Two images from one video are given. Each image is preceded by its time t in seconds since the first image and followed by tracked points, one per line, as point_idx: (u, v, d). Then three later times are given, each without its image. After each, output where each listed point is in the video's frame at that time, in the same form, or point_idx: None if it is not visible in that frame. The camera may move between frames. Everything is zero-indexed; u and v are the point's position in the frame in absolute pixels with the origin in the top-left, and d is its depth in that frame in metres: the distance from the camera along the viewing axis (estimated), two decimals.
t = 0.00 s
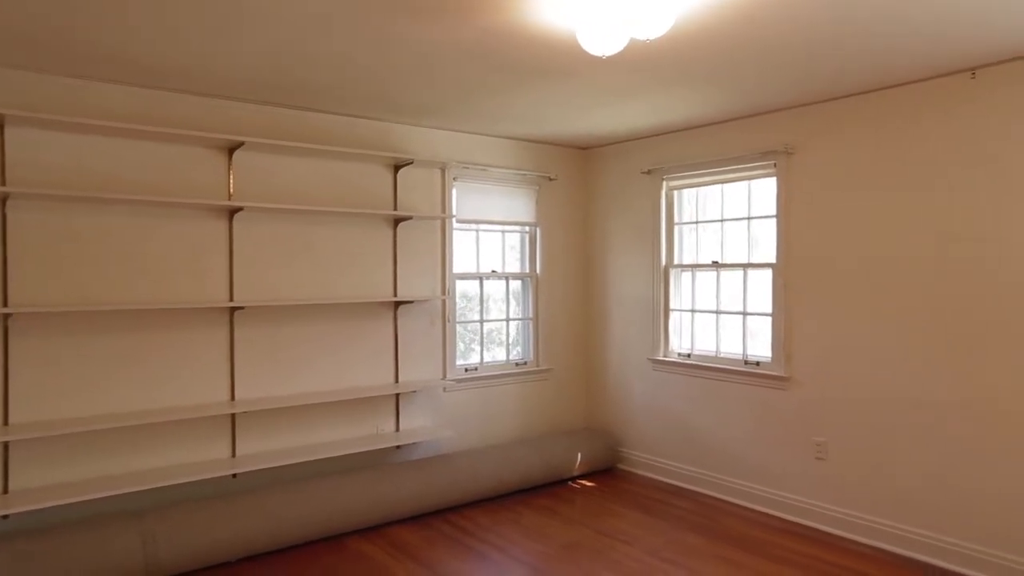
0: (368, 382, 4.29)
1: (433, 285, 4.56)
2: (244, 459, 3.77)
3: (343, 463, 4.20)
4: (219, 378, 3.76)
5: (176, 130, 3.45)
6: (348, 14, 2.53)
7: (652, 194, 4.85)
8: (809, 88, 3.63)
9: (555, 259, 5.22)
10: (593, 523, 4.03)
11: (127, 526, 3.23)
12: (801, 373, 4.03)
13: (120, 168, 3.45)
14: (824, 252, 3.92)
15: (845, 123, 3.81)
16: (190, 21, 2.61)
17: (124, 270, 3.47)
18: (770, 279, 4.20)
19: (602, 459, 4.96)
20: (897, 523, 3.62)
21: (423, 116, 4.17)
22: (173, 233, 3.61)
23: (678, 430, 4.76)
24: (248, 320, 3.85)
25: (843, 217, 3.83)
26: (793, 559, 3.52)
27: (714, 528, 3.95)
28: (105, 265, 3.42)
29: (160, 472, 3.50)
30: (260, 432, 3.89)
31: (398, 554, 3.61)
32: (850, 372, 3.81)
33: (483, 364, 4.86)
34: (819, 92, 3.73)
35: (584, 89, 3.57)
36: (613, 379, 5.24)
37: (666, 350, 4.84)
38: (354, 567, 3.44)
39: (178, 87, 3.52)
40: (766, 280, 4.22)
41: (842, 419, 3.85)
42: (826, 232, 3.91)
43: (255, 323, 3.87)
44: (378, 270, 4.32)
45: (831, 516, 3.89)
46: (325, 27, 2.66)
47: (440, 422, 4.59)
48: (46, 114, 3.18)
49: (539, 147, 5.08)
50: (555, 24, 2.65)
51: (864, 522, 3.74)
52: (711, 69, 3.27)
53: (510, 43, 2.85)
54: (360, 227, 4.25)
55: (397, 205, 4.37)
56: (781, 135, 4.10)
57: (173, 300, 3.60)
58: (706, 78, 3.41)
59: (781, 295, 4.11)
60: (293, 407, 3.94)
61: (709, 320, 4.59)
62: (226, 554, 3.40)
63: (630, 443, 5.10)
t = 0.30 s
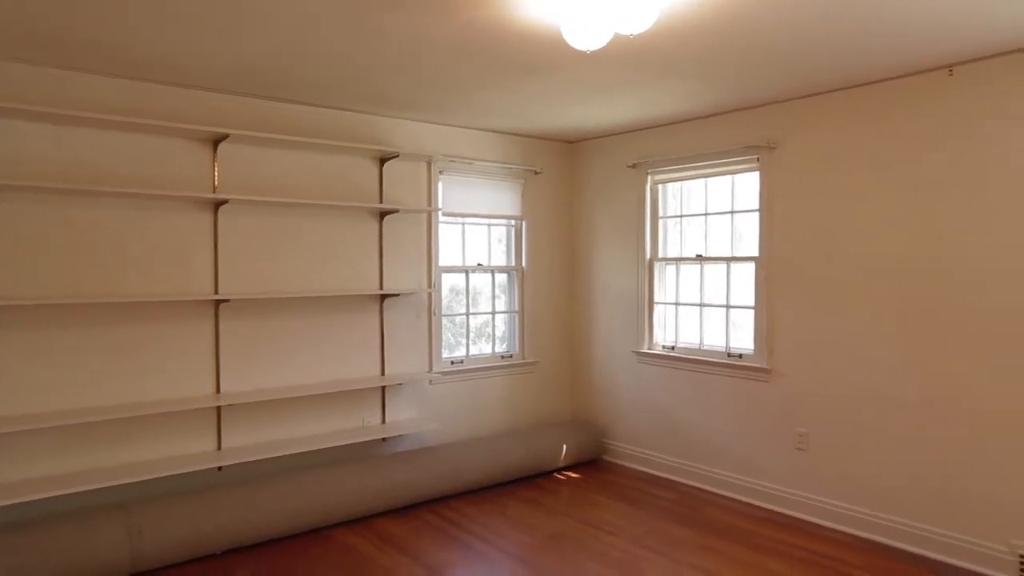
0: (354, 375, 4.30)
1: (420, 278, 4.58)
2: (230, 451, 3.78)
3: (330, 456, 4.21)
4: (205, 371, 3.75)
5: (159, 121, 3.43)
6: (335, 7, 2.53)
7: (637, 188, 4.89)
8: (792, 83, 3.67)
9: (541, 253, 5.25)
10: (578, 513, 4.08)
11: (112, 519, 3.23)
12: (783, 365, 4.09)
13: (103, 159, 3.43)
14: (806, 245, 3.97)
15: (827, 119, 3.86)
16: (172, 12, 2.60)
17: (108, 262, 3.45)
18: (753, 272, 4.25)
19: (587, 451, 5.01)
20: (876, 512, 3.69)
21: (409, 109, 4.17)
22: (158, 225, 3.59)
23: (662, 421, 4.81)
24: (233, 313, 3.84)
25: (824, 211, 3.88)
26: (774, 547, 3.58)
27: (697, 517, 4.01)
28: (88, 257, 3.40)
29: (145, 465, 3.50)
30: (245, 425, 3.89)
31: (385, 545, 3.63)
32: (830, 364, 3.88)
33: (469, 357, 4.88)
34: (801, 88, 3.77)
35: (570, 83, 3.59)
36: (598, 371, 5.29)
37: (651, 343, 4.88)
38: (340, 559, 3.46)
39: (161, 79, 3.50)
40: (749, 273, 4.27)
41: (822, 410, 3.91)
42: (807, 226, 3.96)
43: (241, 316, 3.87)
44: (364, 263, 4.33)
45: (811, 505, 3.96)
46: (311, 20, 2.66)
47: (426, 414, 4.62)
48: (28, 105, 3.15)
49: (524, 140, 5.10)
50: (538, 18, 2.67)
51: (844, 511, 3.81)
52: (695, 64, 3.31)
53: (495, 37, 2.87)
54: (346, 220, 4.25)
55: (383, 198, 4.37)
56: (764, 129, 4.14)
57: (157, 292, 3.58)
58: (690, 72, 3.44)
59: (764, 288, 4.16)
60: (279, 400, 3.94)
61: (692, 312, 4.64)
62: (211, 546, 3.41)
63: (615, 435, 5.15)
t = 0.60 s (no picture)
0: (340, 367, 4.32)
1: (405, 271, 4.59)
2: (216, 443, 3.79)
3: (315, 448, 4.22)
4: (190, 363, 3.76)
5: (142, 113, 3.41)
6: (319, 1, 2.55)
7: (621, 180, 4.93)
8: (772, 77, 3.72)
9: (526, 245, 5.29)
10: (563, 503, 4.13)
11: (98, 511, 3.23)
12: (764, 355, 4.16)
13: (87, 151, 3.41)
14: (786, 237, 4.04)
15: (807, 112, 3.92)
16: (157, 5, 2.60)
17: (91, 254, 3.44)
18: (735, 264, 4.31)
19: (572, 441, 5.06)
20: (854, 498, 3.77)
21: (394, 102, 4.18)
22: (141, 217, 3.58)
23: (645, 412, 4.87)
24: (218, 305, 3.85)
25: (804, 203, 3.94)
26: (755, 533, 3.65)
27: (679, 505, 4.07)
28: (73, 249, 3.39)
29: (130, 457, 3.50)
30: (232, 417, 3.90)
31: (371, 535, 3.66)
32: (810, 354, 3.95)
33: (455, 349, 4.92)
34: (781, 82, 3.82)
35: (553, 76, 3.62)
36: (582, 363, 5.34)
37: (635, 334, 4.94)
38: (327, 549, 3.49)
39: (144, 70, 3.48)
40: (731, 265, 4.33)
41: (802, 399, 3.98)
42: (788, 218, 4.02)
43: (226, 309, 3.87)
44: (349, 256, 4.34)
45: (791, 492, 4.03)
46: (295, 13, 2.67)
47: (412, 406, 4.65)
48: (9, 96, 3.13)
49: (509, 133, 5.12)
50: (523, 11, 2.69)
51: (823, 498, 3.89)
52: (679, 58, 3.36)
53: (480, 30, 2.89)
54: (331, 213, 4.26)
55: (369, 191, 4.38)
56: (746, 123, 4.19)
57: (142, 284, 3.58)
58: (672, 66, 3.48)
59: (745, 280, 4.22)
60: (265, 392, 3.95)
61: (676, 304, 4.70)
62: (198, 537, 3.42)
63: (600, 425, 5.21)
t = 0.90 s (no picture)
0: (322, 360, 4.33)
1: (387, 264, 4.61)
2: (199, 437, 3.79)
3: (299, 441, 4.24)
4: (172, 357, 3.75)
5: (121, 105, 3.39)
6: None
7: (602, 173, 4.97)
8: (750, 71, 3.78)
9: (508, 238, 5.32)
10: (545, 492, 4.18)
11: (80, 505, 3.23)
12: (742, 346, 4.23)
13: (66, 143, 3.38)
14: (763, 229, 4.10)
15: (783, 106, 3.98)
16: None
17: (70, 248, 3.42)
18: (714, 255, 4.37)
19: (554, 432, 5.12)
20: (828, 484, 3.85)
21: (375, 95, 4.19)
22: (121, 210, 3.56)
23: (627, 402, 4.93)
24: (200, 299, 3.84)
25: (781, 196, 4.01)
26: (732, 519, 3.72)
27: (659, 494, 4.14)
28: (52, 243, 3.37)
29: (112, 451, 3.49)
30: (214, 410, 3.91)
31: (355, 526, 3.69)
32: (786, 344, 4.02)
33: (438, 341, 4.94)
34: (758, 76, 3.88)
35: (533, 70, 3.65)
36: (564, 355, 5.39)
37: (616, 326, 4.99)
38: (311, 541, 3.51)
39: (122, 62, 3.46)
40: (709, 257, 4.40)
41: (779, 388, 4.06)
42: (765, 210, 4.09)
43: (207, 302, 3.86)
44: (331, 249, 4.35)
45: (768, 479, 4.11)
46: (274, 6, 2.68)
47: (395, 398, 4.67)
48: None
49: (491, 126, 5.15)
50: (502, 4, 2.71)
51: (799, 484, 3.97)
52: (659, 52, 3.40)
53: (459, 23, 2.91)
54: (312, 206, 4.26)
55: (350, 184, 4.39)
56: (724, 116, 4.25)
57: (122, 278, 3.57)
58: (650, 60, 3.52)
59: (724, 271, 4.29)
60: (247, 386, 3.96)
61: (656, 295, 4.76)
62: (181, 530, 3.43)
63: (581, 416, 5.27)
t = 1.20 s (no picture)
0: (300, 354, 4.33)
1: (365, 257, 4.62)
2: (175, 431, 3.78)
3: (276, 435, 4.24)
4: (147, 351, 3.73)
5: (94, 98, 3.37)
6: None
7: (578, 168, 5.02)
8: (722, 67, 3.85)
9: (486, 232, 5.35)
10: (522, 483, 4.24)
11: (54, 501, 3.21)
12: (715, 337, 4.31)
13: (37, 135, 3.35)
14: (736, 223, 4.18)
15: (755, 102, 4.06)
16: None
17: (43, 242, 3.39)
18: (687, 249, 4.44)
19: (531, 424, 5.17)
20: (798, 471, 3.95)
21: (352, 89, 4.19)
22: (95, 204, 3.54)
23: (603, 393, 5.00)
24: (175, 293, 3.82)
25: (753, 189, 4.09)
26: (705, 507, 3.81)
27: (635, 483, 4.21)
28: (26, 237, 3.34)
29: (87, 446, 3.47)
30: (190, 405, 3.89)
31: (333, 518, 3.71)
32: (757, 335, 4.11)
33: (416, 335, 4.97)
34: (730, 72, 3.96)
35: (509, 65, 3.68)
36: (541, 347, 5.44)
37: (592, 318, 5.05)
38: (289, 533, 3.53)
39: (94, 54, 3.43)
40: (683, 250, 4.47)
41: (750, 378, 4.15)
42: (737, 204, 4.17)
43: (183, 296, 3.85)
44: (308, 243, 4.35)
45: (740, 467, 4.20)
46: None
47: (373, 391, 4.69)
48: None
49: (468, 120, 5.17)
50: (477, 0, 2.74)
51: (770, 471, 4.07)
52: (634, 47, 3.44)
53: (435, 18, 2.94)
54: (289, 200, 4.26)
55: (327, 178, 4.39)
56: (698, 111, 4.32)
57: (96, 272, 3.54)
58: (624, 55, 3.57)
59: (697, 264, 4.37)
60: (224, 380, 3.95)
61: (631, 288, 4.83)
62: (157, 524, 3.42)
63: (558, 408, 5.33)
